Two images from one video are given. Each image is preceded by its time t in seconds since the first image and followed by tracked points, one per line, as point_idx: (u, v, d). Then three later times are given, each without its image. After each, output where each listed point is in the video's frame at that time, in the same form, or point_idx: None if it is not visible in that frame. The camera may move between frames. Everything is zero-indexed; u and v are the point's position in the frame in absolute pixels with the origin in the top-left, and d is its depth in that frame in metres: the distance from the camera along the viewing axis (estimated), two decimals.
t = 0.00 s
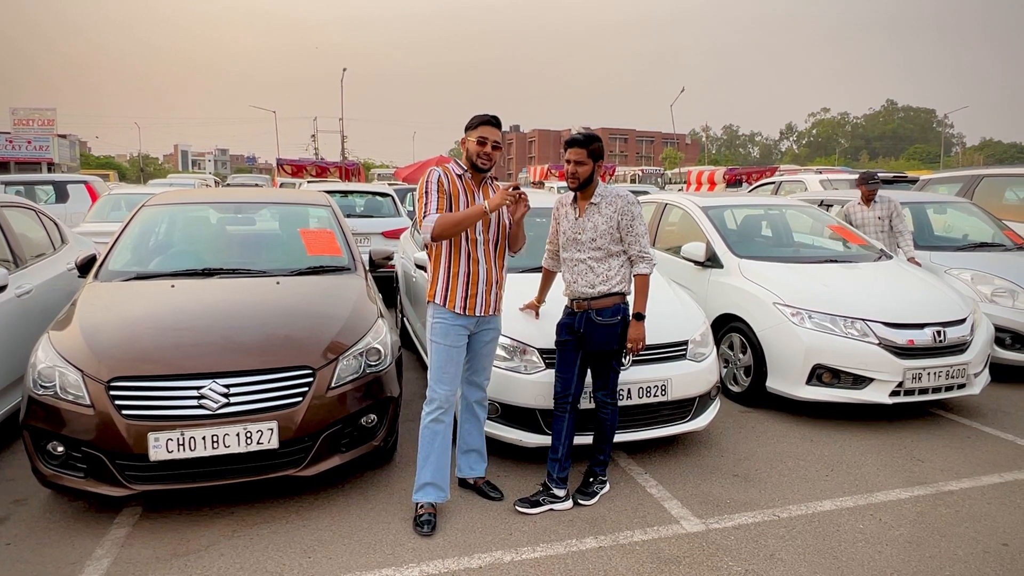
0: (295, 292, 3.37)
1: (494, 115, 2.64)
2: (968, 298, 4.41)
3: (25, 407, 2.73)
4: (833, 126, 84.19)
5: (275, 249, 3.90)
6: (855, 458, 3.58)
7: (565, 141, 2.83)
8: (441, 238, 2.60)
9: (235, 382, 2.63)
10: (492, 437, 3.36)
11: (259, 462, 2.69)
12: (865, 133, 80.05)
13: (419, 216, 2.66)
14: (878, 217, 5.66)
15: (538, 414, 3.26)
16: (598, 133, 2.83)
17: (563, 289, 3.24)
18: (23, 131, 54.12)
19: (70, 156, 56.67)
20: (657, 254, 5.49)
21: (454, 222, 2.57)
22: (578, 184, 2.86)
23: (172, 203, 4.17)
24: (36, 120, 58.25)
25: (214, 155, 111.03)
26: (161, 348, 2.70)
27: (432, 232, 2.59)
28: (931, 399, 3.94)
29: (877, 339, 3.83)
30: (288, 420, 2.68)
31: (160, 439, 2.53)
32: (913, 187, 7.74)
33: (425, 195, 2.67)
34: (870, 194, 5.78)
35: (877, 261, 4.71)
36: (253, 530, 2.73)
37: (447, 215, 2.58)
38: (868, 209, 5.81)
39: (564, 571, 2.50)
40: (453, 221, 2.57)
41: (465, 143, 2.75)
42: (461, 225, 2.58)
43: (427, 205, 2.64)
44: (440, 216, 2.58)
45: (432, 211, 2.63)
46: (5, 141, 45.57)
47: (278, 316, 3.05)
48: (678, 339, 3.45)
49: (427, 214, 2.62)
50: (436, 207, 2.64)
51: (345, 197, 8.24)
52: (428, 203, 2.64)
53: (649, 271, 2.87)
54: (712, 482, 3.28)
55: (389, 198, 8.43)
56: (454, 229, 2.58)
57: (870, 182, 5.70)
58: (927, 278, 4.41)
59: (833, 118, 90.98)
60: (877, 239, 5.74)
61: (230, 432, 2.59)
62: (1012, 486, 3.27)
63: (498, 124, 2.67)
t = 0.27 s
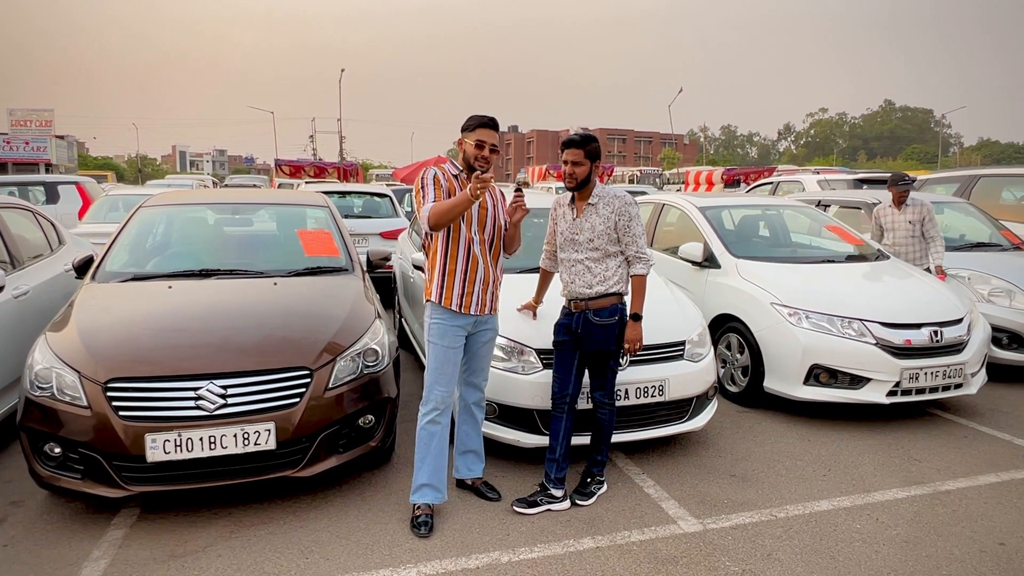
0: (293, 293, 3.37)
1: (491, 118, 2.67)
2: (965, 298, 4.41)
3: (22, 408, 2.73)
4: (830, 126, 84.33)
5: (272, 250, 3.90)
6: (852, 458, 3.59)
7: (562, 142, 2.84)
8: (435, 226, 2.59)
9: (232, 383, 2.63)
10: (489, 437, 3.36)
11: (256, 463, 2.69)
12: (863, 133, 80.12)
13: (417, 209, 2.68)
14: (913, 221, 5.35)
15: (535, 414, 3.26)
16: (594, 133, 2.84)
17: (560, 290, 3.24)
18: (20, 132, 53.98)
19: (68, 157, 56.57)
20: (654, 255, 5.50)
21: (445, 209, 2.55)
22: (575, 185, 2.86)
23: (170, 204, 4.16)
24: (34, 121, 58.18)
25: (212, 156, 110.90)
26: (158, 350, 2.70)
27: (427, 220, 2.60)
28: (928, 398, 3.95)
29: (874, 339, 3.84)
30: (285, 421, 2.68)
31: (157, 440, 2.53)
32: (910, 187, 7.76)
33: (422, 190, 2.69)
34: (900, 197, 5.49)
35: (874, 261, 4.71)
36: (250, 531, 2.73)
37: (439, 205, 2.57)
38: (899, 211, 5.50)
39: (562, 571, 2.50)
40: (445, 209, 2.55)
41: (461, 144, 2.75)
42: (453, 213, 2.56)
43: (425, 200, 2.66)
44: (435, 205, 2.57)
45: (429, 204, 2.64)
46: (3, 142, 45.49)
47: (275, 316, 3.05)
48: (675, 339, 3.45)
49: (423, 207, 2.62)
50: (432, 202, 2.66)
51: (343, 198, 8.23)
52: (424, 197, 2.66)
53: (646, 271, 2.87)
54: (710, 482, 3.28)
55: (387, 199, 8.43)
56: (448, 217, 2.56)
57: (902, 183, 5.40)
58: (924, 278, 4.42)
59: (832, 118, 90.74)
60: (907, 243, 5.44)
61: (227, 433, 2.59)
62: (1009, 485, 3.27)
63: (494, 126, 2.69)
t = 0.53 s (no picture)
0: (291, 293, 3.37)
1: (498, 121, 2.65)
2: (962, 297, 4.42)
3: (20, 410, 2.73)
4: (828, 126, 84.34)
5: (270, 250, 3.90)
6: (850, 458, 3.59)
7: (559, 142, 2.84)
8: (468, 233, 2.58)
9: (231, 384, 2.63)
10: (488, 438, 3.36)
11: (255, 463, 2.69)
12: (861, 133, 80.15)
13: (441, 210, 2.60)
14: (950, 219, 5.06)
15: (534, 414, 3.26)
16: (591, 133, 2.85)
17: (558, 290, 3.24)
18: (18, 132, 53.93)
19: (66, 157, 56.47)
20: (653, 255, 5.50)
21: (485, 217, 2.55)
22: (574, 185, 2.87)
23: (168, 205, 4.16)
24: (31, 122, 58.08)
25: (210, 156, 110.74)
26: (157, 351, 2.70)
27: (460, 226, 2.56)
28: (926, 398, 3.95)
29: (872, 339, 3.85)
30: (284, 422, 2.68)
31: (155, 441, 2.53)
32: (908, 187, 7.77)
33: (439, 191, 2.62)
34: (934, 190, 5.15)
35: (872, 261, 4.72)
36: (249, 532, 2.73)
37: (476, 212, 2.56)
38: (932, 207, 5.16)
39: (560, 572, 2.50)
40: (484, 218, 2.56)
41: (467, 147, 2.74)
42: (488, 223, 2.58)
43: (444, 202, 2.60)
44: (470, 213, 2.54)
45: (454, 207, 2.59)
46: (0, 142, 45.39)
47: (273, 317, 3.05)
48: (674, 340, 3.45)
49: (451, 210, 2.58)
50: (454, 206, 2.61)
51: (341, 198, 8.23)
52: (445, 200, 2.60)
53: (643, 272, 2.87)
54: (708, 482, 3.29)
55: (385, 199, 8.43)
56: (485, 225, 2.57)
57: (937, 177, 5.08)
58: (921, 278, 4.43)
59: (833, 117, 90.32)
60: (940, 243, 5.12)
61: (226, 434, 2.58)
62: (1006, 485, 3.28)
63: (501, 130, 2.68)
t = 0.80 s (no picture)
0: (289, 293, 3.37)
1: (511, 125, 2.67)
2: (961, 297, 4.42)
3: (17, 410, 2.72)
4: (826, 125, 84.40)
5: (269, 250, 3.90)
6: (849, 457, 3.59)
7: (559, 141, 2.84)
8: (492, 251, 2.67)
9: (229, 384, 2.63)
10: (486, 437, 3.36)
11: (253, 463, 2.68)
12: (860, 133, 80.14)
13: (469, 222, 2.60)
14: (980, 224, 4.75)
15: (532, 414, 3.26)
16: (589, 132, 2.85)
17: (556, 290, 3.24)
18: (16, 132, 53.82)
19: (64, 157, 56.39)
20: (651, 255, 5.50)
21: (513, 243, 2.67)
22: (574, 184, 2.86)
23: (165, 204, 4.15)
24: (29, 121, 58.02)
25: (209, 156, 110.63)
26: (155, 350, 2.70)
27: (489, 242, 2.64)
28: (924, 397, 3.95)
29: (870, 338, 3.85)
30: (282, 422, 2.67)
31: (153, 441, 2.53)
32: (906, 187, 7.78)
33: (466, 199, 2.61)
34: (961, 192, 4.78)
35: (871, 260, 4.72)
36: (247, 532, 2.72)
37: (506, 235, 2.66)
38: (962, 212, 4.79)
39: (559, 571, 2.50)
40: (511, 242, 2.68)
41: (478, 149, 2.75)
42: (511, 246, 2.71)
43: (470, 212, 2.61)
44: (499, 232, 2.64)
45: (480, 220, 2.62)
46: None
47: (271, 317, 3.05)
48: (673, 339, 3.45)
49: (480, 223, 2.61)
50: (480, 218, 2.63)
51: (340, 197, 8.23)
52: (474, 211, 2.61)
53: (642, 271, 2.87)
54: (707, 481, 3.29)
55: (384, 198, 8.42)
56: (509, 247, 2.68)
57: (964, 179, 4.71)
58: (919, 277, 4.43)
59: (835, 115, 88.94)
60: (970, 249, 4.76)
61: (224, 434, 2.58)
62: (1005, 484, 3.28)
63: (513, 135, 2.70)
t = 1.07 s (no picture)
0: (288, 292, 3.36)
1: (506, 120, 2.66)
2: (960, 295, 4.42)
3: (16, 408, 2.72)
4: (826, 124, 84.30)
5: (268, 249, 3.89)
6: (848, 455, 3.59)
7: (559, 139, 2.85)
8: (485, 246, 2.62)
9: (227, 382, 2.63)
10: (485, 436, 3.36)
11: (252, 462, 2.68)
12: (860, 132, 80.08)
13: (460, 217, 2.59)
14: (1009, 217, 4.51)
15: (532, 412, 3.25)
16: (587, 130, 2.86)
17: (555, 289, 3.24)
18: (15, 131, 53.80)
19: (63, 156, 56.36)
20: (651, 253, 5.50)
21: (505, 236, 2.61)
22: (574, 181, 2.86)
23: (164, 203, 4.15)
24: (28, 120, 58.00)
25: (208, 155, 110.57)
26: (153, 349, 2.69)
27: (480, 235, 2.58)
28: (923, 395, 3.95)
29: (870, 336, 3.85)
30: (281, 420, 2.67)
31: (152, 440, 2.52)
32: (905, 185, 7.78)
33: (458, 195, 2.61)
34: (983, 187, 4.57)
35: (870, 258, 4.72)
36: (246, 530, 2.72)
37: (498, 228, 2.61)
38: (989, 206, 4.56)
39: (558, 569, 2.50)
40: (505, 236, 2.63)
41: (475, 146, 2.74)
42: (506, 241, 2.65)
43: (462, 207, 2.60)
44: (491, 227, 2.59)
45: (473, 216, 2.60)
46: None
47: (270, 315, 3.04)
48: (672, 337, 3.45)
49: (472, 219, 2.59)
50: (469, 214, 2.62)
51: (340, 196, 8.22)
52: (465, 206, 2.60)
53: (645, 268, 2.85)
54: (706, 479, 3.29)
55: (383, 197, 8.41)
56: (502, 241, 2.63)
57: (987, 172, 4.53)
58: (918, 275, 4.44)
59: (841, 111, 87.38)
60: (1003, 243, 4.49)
61: (223, 432, 2.58)
62: (1004, 482, 3.28)
63: (509, 129, 2.70)
